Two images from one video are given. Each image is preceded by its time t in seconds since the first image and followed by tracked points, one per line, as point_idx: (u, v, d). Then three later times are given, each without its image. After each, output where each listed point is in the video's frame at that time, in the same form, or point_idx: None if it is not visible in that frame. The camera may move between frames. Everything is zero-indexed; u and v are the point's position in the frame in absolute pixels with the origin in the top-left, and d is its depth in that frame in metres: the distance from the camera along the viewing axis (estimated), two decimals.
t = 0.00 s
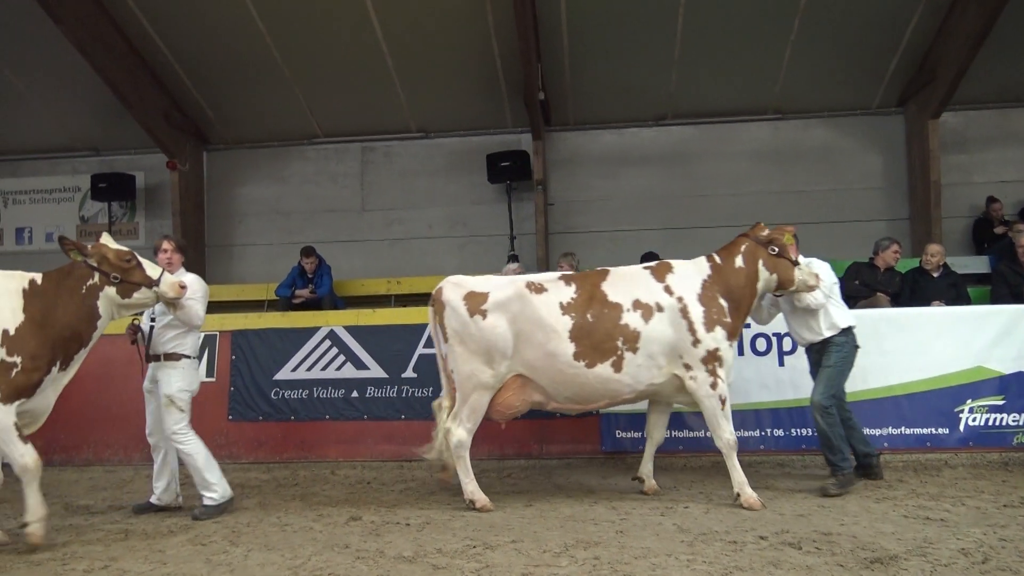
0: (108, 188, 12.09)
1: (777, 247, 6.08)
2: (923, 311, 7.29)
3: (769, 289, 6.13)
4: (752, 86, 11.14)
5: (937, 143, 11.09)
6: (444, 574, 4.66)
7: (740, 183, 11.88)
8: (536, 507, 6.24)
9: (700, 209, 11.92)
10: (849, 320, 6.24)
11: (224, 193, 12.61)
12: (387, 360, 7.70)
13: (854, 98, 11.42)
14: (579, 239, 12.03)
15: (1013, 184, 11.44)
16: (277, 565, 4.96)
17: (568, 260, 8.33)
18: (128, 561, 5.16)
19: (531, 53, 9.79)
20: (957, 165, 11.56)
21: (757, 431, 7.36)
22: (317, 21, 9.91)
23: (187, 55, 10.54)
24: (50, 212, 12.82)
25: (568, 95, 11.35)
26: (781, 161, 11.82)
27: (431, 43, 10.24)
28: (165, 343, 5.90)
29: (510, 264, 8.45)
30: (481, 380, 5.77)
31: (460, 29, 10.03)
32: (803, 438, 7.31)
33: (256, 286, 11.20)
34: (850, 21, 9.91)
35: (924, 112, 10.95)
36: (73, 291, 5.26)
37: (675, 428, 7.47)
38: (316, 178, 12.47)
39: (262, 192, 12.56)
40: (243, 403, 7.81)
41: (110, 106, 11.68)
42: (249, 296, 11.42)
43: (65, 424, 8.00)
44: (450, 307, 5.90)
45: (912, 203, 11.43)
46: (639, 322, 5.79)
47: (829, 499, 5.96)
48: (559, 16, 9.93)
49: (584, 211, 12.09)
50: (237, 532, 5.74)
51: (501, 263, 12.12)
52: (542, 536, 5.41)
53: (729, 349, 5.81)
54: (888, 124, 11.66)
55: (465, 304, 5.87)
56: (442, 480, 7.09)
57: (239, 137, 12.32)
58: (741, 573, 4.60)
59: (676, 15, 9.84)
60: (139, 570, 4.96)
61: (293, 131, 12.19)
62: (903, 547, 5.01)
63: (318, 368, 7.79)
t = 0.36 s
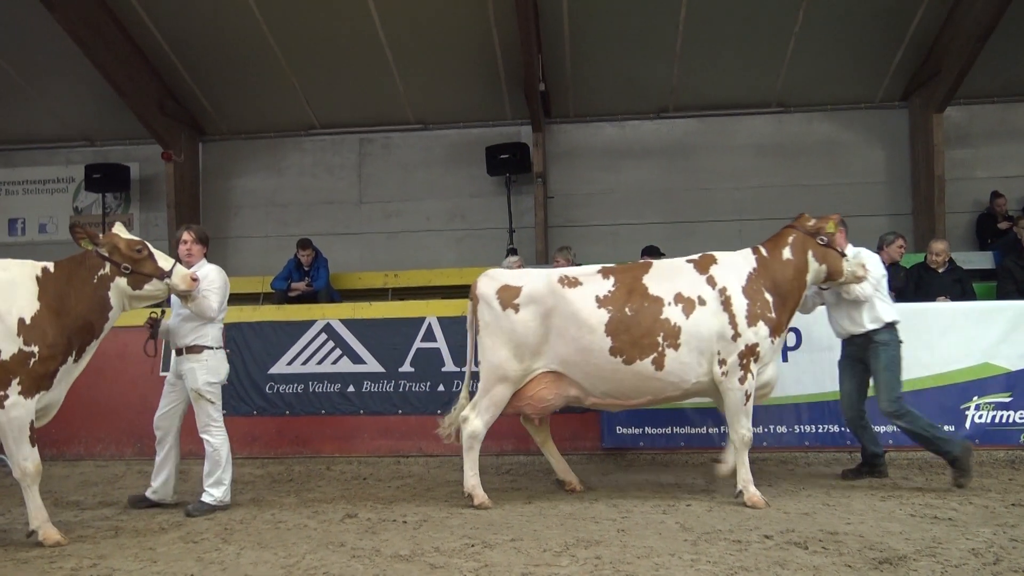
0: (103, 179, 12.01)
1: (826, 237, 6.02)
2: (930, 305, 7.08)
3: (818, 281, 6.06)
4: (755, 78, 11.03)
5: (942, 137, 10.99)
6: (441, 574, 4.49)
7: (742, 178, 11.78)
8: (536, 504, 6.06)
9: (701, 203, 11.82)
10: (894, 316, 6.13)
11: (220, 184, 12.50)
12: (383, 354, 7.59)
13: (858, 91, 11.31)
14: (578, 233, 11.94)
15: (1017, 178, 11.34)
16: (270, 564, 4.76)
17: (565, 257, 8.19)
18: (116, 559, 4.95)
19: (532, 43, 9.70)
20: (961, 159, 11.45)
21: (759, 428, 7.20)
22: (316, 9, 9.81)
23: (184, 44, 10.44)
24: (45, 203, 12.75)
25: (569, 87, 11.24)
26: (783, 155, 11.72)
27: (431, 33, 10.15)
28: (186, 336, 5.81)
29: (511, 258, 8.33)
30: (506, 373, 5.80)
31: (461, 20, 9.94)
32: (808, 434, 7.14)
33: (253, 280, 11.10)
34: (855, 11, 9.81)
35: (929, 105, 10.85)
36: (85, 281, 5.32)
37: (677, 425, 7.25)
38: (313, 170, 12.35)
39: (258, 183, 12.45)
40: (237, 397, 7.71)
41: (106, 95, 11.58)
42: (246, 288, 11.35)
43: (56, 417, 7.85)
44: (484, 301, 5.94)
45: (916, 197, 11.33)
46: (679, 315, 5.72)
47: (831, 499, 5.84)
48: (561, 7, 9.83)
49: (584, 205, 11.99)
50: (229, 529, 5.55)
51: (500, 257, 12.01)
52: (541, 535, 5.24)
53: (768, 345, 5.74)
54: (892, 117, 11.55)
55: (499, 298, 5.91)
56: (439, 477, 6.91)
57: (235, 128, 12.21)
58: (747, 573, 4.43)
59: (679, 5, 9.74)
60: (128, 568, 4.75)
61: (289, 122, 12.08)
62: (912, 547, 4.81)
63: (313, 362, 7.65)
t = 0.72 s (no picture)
0: (100, 173, 12.00)
1: (886, 243, 5.94)
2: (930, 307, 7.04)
3: (873, 286, 5.98)
4: (756, 78, 11.04)
5: (943, 139, 11.00)
6: (438, 572, 4.43)
7: (742, 179, 11.78)
8: (533, 502, 6.02)
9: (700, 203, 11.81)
10: (965, 317, 5.94)
11: (218, 178, 12.49)
12: (380, 350, 7.56)
13: (857, 92, 11.32)
14: (577, 232, 11.93)
15: (1016, 181, 11.35)
16: (266, 560, 4.71)
17: (563, 256, 8.13)
18: (110, 554, 4.89)
19: (533, 41, 9.71)
20: (961, 161, 11.47)
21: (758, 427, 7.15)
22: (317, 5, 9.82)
23: (184, 39, 10.44)
24: (41, 197, 12.73)
25: (570, 85, 11.25)
26: (782, 156, 11.73)
27: (433, 30, 10.16)
28: (199, 329, 5.77)
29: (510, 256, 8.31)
30: (552, 368, 5.80)
31: (462, 17, 9.95)
32: (805, 435, 7.11)
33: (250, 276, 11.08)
34: (856, 12, 9.83)
35: (930, 107, 10.87)
36: (107, 272, 5.33)
37: (675, 424, 7.22)
38: (312, 166, 12.34)
39: (256, 179, 12.44)
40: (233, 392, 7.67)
41: (105, 89, 11.57)
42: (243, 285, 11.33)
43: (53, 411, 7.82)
44: (529, 297, 5.99)
45: (915, 198, 11.34)
46: (717, 310, 5.67)
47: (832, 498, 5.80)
48: (563, 5, 9.85)
49: (583, 204, 11.99)
50: (225, 525, 5.49)
51: (499, 256, 11.99)
52: (539, 533, 5.19)
53: (801, 347, 5.65)
54: (891, 118, 11.57)
55: (544, 295, 5.95)
56: (436, 475, 6.84)
57: (234, 123, 12.20)
58: (748, 574, 4.39)
59: (681, 3, 9.77)
60: (122, 564, 4.69)
61: (289, 117, 12.07)
62: (913, 548, 4.77)
63: (310, 358, 7.61)
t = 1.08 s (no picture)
0: (78, 169, 11.85)
1: (908, 250, 5.86)
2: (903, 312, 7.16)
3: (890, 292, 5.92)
4: (736, 83, 11.12)
5: (919, 145, 11.13)
6: (416, 572, 4.43)
7: (722, 182, 11.86)
8: (511, 503, 6.03)
9: (681, 206, 11.88)
10: (974, 328, 5.96)
11: (197, 176, 12.40)
12: (359, 351, 7.55)
13: (836, 98, 11.44)
14: (558, 233, 11.95)
15: (990, 187, 11.51)
16: (242, 560, 4.68)
17: (540, 257, 8.17)
18: (85, 554, 4.84)
19: (516, 43, 9.72)
20: (937, 167, 11.62)
21: (735, 430, 7.21)
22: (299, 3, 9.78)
23: (164, 34, 10.35)
24: (17, 192, 12.57)
25: (552, 87, 11.27)
26: (762, 160, 11.82)
27: (415, 29, 10.15)
28: (204, 327, 5.82)
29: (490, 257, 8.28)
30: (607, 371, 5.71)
31: (445, 17, 9.95)
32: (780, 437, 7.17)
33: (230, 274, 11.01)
34: (835, 18, 9.93)
35: (906, 114, 11.00)
36: (113, 271, 5.32)
37: (653, 426, 7.28)
38: (293, 164, 12.28)
39: (236, 176, 12.36)
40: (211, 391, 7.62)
41: (83, 84, 11.45)
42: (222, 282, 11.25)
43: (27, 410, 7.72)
44: (560, 297, 5.84)
45: (892, 204, 11.47)
46: (741, 313, 5.61)
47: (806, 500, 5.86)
48: (545, 7, 9.87)
49: (565, 205, 12.01)
50: (201, 524, 5.46)
51: (480, 256, 11.99)
52: (517, 534, 5.20)
53: (821, 351, 5.61)
54: (869, 124, 11.70)
55: (574, 295, 5.82)
56: (414, 475, 6.84)
57: (214, 120, 12.11)
58: (723, 574, 4.43)
59: (663, 7, 9.82)
60: (96, 564, 4.65)
61: (270, 115, 12.01)
62: (886, 549, 4.83)
63: (288, 358, 7.58)
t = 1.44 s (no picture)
0: (69, 168, 11.81)
1: (954, 256, 5.75)
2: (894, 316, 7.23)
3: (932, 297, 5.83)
4: (729, 86, 11.16)
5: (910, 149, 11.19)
6: (408, 573, 4.43)
7: (715, 184, 11.89)
8: (503, 504, 6.03)
9: (673, 208, 11.91)
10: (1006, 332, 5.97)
11: (189, 176, 12.36)
12: (352, 352, 7.54)
13: (827, 101, 11.49)
14: (551, 235, 11.96)
15: (981, 191, 11.57)
16: (234, 561, 4.67)
17: (533, 256, 8.13)
18: (74, 555, 4.83)
19: (509, 45, 9.73)
20: (928, 171, 11.68)
21: (726, 432, 7.24)
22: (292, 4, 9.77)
23: (157, 34, 10.33)
24: (7, 191, 12.52)
25: (545, 89, 11.29)
26: (754, 163, 11.85)
27: (409, 31, 10.15)
28: (233, 329, 5.82)
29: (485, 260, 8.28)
30: (631, 373, 5.50)
31: (439, 18, 9.95)
32: (772, 439, 7.17)
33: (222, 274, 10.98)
34: (827, 22, 9.98)
35: (897, 118, 11.05)
36: (127, 271, 5.28)
37: (646, 427, 7.32)
38: (285, 165, 12.26)
39: (228, 176, 12.34)
40: (202, 392, 7.60)
41: (74, 83, 11.41)
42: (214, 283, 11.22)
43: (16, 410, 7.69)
44: (597, 298, 5.65)
45: (884, 207, 11.52)
46: (795, 317, 5.41)
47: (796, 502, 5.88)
48: (539, 9, 9.88)
49: (558, 207, 12.02)
50: (192, 525, 5.44)
51: (473, 257, 11.99)
52: (508, 535, 5.20)
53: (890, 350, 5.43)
54: (860, 128, 11.75)
55: (613, 296, 5.61)
56: (406, 476, 6.84)
57: (206, 120, 12.08)
58: None
59: (656, 10, 9.85)
60: (86, 564, 4.64)
61: (262, 116, 11.99)
62: (876, 551, 4.86)
63: (279, 358, 7.56)
